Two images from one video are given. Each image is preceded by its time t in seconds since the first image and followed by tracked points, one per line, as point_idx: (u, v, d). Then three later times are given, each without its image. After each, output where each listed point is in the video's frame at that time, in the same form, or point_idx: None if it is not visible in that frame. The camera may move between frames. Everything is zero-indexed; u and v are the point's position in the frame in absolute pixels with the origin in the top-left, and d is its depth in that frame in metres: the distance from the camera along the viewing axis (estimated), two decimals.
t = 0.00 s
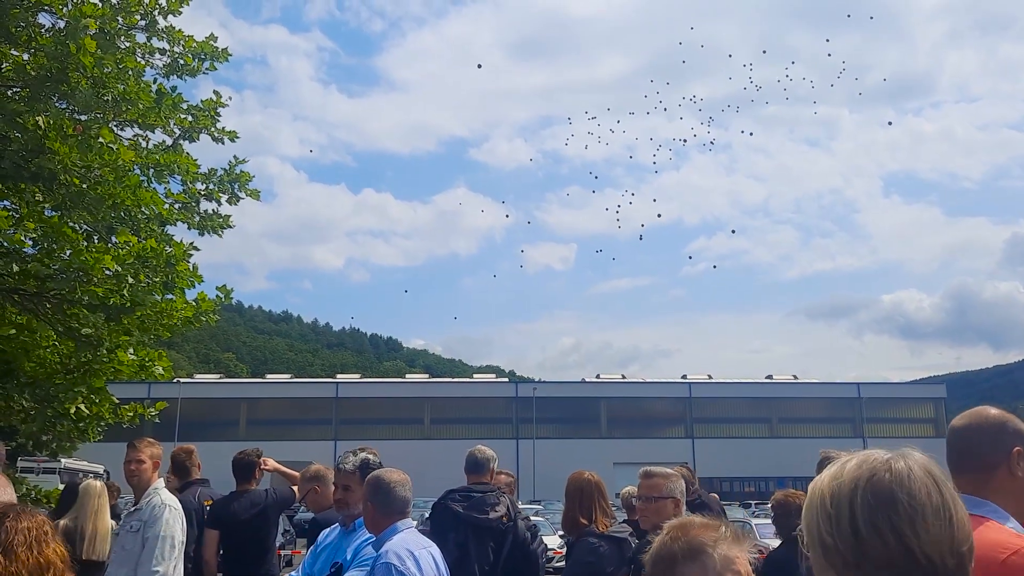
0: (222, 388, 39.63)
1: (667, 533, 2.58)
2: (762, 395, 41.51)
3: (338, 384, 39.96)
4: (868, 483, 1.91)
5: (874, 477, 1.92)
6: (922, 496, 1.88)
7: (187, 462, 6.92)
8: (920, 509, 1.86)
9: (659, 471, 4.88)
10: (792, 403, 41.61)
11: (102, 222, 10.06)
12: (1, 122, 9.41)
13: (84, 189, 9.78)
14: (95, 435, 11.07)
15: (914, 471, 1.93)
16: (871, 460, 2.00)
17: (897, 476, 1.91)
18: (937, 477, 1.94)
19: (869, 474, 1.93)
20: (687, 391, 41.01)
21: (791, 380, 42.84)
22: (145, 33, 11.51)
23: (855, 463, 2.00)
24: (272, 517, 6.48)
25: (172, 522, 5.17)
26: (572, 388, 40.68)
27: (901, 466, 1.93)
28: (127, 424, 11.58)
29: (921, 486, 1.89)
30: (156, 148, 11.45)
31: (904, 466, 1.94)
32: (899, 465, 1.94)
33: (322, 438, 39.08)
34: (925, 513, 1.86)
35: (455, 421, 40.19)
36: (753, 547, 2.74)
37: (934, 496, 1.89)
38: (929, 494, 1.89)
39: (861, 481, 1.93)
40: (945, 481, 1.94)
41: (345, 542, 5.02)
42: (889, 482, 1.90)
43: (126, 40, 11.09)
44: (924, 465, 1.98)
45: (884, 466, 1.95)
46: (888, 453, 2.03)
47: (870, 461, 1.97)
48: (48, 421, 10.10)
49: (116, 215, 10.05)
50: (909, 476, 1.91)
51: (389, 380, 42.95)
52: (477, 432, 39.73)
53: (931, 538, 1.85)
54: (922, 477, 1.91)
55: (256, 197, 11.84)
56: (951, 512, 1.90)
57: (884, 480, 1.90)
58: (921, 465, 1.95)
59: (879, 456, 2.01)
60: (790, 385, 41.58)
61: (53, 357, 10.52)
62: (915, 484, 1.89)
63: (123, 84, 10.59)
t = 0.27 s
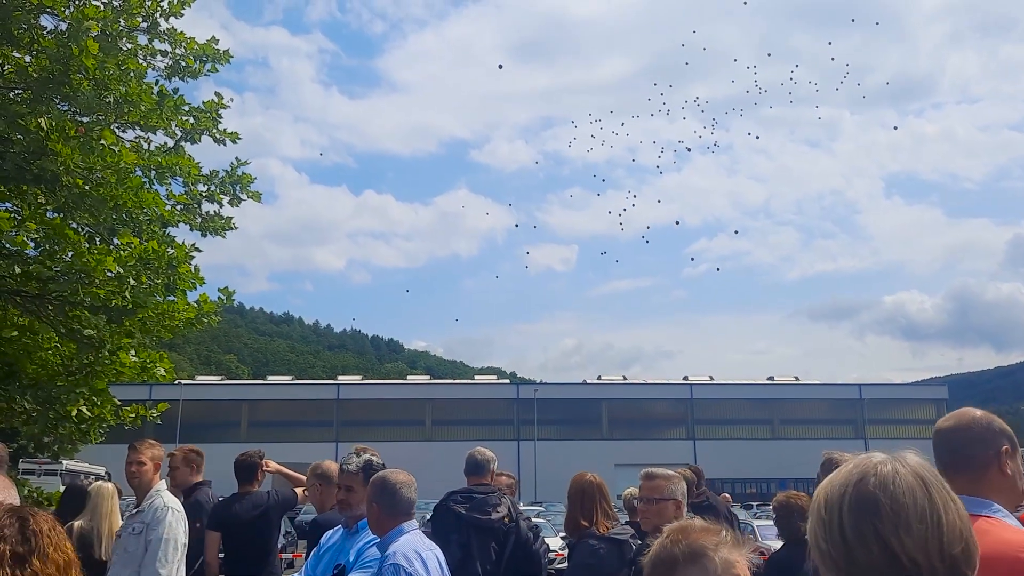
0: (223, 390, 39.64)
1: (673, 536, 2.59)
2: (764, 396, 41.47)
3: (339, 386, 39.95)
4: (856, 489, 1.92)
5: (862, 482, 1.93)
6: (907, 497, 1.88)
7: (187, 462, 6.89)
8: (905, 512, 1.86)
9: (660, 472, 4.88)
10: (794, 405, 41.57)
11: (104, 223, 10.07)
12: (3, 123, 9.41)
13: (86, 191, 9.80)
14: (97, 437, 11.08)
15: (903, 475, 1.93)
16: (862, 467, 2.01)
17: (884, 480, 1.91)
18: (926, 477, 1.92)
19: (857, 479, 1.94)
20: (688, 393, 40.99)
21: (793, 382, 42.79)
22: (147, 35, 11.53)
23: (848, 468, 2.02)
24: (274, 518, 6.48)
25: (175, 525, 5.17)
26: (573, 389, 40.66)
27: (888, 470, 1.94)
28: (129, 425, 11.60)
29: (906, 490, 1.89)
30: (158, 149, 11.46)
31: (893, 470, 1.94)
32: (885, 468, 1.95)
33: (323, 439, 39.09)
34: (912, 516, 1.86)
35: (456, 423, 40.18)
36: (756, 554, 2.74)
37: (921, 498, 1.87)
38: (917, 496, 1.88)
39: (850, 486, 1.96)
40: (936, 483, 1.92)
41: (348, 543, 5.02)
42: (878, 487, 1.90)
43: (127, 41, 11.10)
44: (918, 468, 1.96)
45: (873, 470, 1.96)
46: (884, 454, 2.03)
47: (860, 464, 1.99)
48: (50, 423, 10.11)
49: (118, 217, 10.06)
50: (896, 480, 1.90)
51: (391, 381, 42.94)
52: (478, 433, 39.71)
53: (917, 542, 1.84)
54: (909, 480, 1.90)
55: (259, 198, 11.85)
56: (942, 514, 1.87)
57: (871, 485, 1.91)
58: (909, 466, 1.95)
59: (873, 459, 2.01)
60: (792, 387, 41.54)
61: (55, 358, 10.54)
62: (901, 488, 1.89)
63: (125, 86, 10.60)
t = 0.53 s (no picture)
0: (225, 392, 39.64)
1: (676, 538, 2.58)
2: (766, 398, 41.44)
3: (341, 387, 39.94)
4: (852, 503, 1.92)
5: (858, 495, 1.93)
6: (901, 511, 1.87)
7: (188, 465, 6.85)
8: (899, 525, 1.86)
9: (659, 474, 4.87)
10: (796, 406, 41.52)
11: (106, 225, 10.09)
12: (4, 125, 9.43)
13: (89, 193, 9.81)
14: (99, 439, 11.08)
15: (899, 486, 1.92)
16: (854, 478, 2.00)
17: (878, 492, 1.91)
18: (922, 487, 1.91)
19: (853, 491, 1.94)
20: (690, 394, 40.97)
21: (795, 383, 42.74)
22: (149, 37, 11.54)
23: (845, 477, 2.02)
24: (276, 520, 6.49)
25: (176, 526, 5.17)
26: (575, 391, 40.64)
27: (883, 480, 1.92)
28: (131, 427, 11.60)
29: (900, 502, 1.88)
30: (160, 151, 11.47)
31: (887, 480, 1.93)
32: (880, 478, 1.94)
33: (325, 441, 39.08)
34: (907, 531, 1.85)
35: (458, 424, 40.16)
36: (756, 556, 2.74)
37: (916, 511, 1.87)
38: (910, 510, 1.87)
39: (847, 498, 1.95)
40: (933, 492, 1.90)
41: (352, 545, 5.02)
42: (872, 502, 1.90)
43: (129, 44, 11.11)
44: (913, 476, 1.95)
45: (869, 479, 1.95)
46: (881, 461, 2.01)
47: (857, 473, 1.99)
48: (52, 425, 10.13)
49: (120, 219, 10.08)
50: (891, 492, 1.90)
51: (392, 383, 42.93)
52: (479, 435, 39.70)
53: (912, 557, 1.84)
54: (903, 491, 1.89)
55: (260, 201, 11.86)
56: (938, 526, 1.86)
57: (866, 498, 1.91)
58: (904, 475, 1.94)
59: (870, 467, 1.99)
60: (794, 388, 41.50)
61: (57, 360, 10.56)
62: (896, 500, 1.88)
63: (127, 88, 10.61)
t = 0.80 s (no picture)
0: (225, 394, 39.64)
1: (679, 542, 2.57)
2: (766, 400, 41.41)
3: (341, 390, 39.93)
4: (843, 506, 1.92)
5: (850, 498, 1.92)
6: (892, 512, 1.86)
7: (192, 466, 6.74)
8: (889, 528, 1.85)
9: (651, 475, 4.86)
10: (797, 408, 41.49)
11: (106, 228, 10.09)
12: (4, 128, 9.45)
13: (89, 195, 9.80)
14: (99, 441, 11.07)
15: (890, 487, 1.92)
16: (844, 479, 2.00)
17: (871, 493, 1.90)
18: (913, 488, 1.91)
19: (844, 495, 1.94)
20: (691, 397, 40.96)
21: (796, 385, 42.69)
22: (149, 40, 11.55)
23: (838, 479, 2.02)
24: (275, 522, 6.50)
25: (174, 529, 5.16)
26: (575, 393, 40.61)
27: (874, 483, 1.93)
28: (131, 429, 11.59)
29: (892, 504, 1.87)
30: (160, 153, 11.47)
31: (879, 482, 1.93)
32: (872, 480, 1.94)
33: (325, 443, 39.07)
34: (898, 533, 1.85)
35: (458, 426, 40.14)
36: (762, 557, 2.72)
37: (907, 513, 1.86)
38: (903, 511, 1.86)
39: (842, 500, 1.94)
40: (925, 492, 1.90)
41: (352, 547, 4.99)
42: (863, 503, 1.89)
43: (130, 46, 11.13)
44: (906, 476, 1.94)
45: (858, 479, 1.96)
46: (877, 464, 2.01)
47: (850, 475, 1.99)
48: (52, 427, 10.10)
49: (121, 220, 10.08)
50: (883, 493, 1.89)
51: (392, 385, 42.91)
52: (480, 437, 39.68)
53: (904, 560, 1.83)
54: (896, 493, 1.89)
55: (260, 203, 11.86)
56: (930, 527, 1.85)
57: (858, 500, 1.90)
58: (896, 477, 1.93)
59: (864, 469, 1.99)
60: (794, 390, 41.46)
61: (57, 362, 10.56)
62: (887, 502, 1.88)
63: (127, 90, 10.61)
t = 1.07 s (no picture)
0: (225, 396, 39.66)
1: (677, 544, 2.58)
2: (767, 402, 41.36)
3: (341, 392, 39.92)
4: (826, 504, 1.94)
5: (832, 496, 1.94)
6: (869, 507, 1.87)
7: (207, 466, 6.61)
8: (865, 524, 1.86)
9: (643, 476, 4.79)
10: (797, 411, 41.43)
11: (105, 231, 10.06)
12: (4, 131, 9.46)
13: (88, 198, 9.78)
14: (99, 443, 11.06)
15: (870, 484, 1.92)
16: (830, 480, 2.01)
17: (851, 490, 1.92)
18: (895, 485, 1.90)
19: (827, 494, 1.95)
20: (691, 399, 40.92)
21: (796, 388, 42.63)
22: (149, 43, 11.57)
23: (824, 479, 2.04)
24: (275, 524, 6.48)
25: (173, 531, 5.15)
26: (575, 396, 40.59)
27: (855, 480, 1.94)
28: (131, 431, 11.57)
29: (870, 499, 1.88)
30: (160, 156, 11.48)
31: (861, 480, 1.93)
32: (854, 478, 1.94)
33: (325, 446, 39.05)
34: (874, 529, 1.85)
35: (458, 429, 40.12)
36: (767, 560, 2.71)
37: (885, 508, 1.86)
38: (881, 506, 1.86)
39: (824, 498, 1.97)
40: (906, 490, 1.88)
41: (351, 549, 4.97)
42: (845, 500, 1.91)
43: (130, 49, 11.13)
44: (891, 477, 1.93)
45: (842, 479, 1.97)
46: (861, 463, 2.01)
47: (835, 476, 2.00)
48: (52, 430, 10.09)
49: (121, 223, 10.06)
50: (863, 489, 1.90)
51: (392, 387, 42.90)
52: (480, 440, 39.64)
53: (880, 556, 1.82)
54: (876, 489, 1.89)
55: (260, 205, 11.86)
56: (908, 522, 1.84)
57: (839, 497, 1.92)
58: (878, 475, 1.93)
59: (848, 469, 2.00)
60: (794, 393, 41.41)
61: (56, 365, 10.55)
62: (865, 497, 1.89)
63: (127, 93, 10.61)
